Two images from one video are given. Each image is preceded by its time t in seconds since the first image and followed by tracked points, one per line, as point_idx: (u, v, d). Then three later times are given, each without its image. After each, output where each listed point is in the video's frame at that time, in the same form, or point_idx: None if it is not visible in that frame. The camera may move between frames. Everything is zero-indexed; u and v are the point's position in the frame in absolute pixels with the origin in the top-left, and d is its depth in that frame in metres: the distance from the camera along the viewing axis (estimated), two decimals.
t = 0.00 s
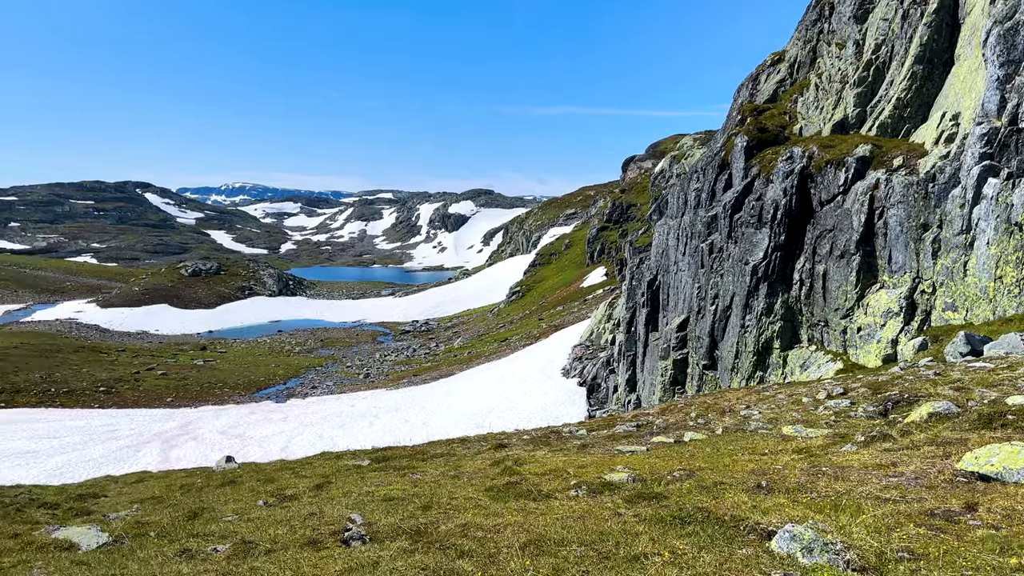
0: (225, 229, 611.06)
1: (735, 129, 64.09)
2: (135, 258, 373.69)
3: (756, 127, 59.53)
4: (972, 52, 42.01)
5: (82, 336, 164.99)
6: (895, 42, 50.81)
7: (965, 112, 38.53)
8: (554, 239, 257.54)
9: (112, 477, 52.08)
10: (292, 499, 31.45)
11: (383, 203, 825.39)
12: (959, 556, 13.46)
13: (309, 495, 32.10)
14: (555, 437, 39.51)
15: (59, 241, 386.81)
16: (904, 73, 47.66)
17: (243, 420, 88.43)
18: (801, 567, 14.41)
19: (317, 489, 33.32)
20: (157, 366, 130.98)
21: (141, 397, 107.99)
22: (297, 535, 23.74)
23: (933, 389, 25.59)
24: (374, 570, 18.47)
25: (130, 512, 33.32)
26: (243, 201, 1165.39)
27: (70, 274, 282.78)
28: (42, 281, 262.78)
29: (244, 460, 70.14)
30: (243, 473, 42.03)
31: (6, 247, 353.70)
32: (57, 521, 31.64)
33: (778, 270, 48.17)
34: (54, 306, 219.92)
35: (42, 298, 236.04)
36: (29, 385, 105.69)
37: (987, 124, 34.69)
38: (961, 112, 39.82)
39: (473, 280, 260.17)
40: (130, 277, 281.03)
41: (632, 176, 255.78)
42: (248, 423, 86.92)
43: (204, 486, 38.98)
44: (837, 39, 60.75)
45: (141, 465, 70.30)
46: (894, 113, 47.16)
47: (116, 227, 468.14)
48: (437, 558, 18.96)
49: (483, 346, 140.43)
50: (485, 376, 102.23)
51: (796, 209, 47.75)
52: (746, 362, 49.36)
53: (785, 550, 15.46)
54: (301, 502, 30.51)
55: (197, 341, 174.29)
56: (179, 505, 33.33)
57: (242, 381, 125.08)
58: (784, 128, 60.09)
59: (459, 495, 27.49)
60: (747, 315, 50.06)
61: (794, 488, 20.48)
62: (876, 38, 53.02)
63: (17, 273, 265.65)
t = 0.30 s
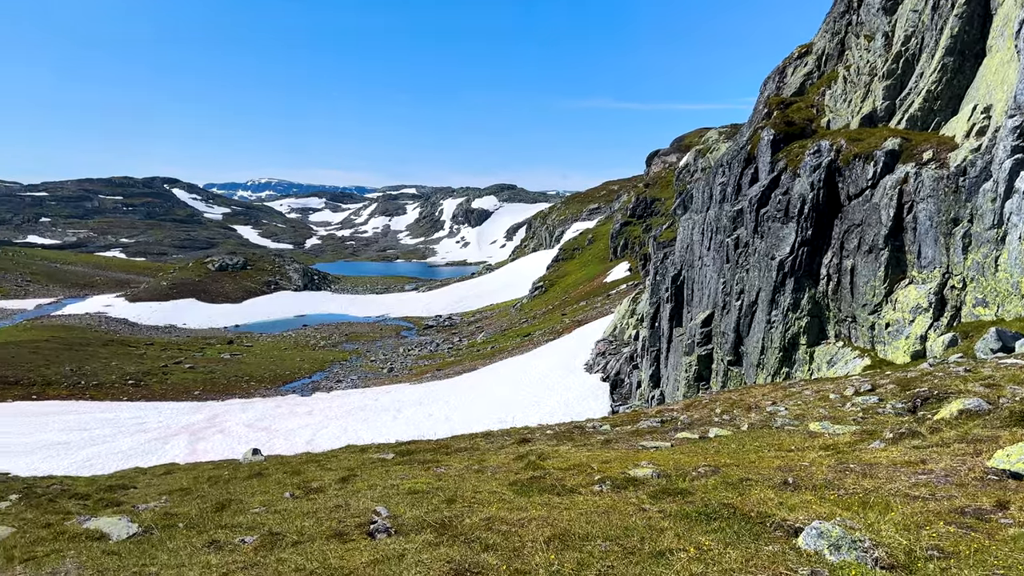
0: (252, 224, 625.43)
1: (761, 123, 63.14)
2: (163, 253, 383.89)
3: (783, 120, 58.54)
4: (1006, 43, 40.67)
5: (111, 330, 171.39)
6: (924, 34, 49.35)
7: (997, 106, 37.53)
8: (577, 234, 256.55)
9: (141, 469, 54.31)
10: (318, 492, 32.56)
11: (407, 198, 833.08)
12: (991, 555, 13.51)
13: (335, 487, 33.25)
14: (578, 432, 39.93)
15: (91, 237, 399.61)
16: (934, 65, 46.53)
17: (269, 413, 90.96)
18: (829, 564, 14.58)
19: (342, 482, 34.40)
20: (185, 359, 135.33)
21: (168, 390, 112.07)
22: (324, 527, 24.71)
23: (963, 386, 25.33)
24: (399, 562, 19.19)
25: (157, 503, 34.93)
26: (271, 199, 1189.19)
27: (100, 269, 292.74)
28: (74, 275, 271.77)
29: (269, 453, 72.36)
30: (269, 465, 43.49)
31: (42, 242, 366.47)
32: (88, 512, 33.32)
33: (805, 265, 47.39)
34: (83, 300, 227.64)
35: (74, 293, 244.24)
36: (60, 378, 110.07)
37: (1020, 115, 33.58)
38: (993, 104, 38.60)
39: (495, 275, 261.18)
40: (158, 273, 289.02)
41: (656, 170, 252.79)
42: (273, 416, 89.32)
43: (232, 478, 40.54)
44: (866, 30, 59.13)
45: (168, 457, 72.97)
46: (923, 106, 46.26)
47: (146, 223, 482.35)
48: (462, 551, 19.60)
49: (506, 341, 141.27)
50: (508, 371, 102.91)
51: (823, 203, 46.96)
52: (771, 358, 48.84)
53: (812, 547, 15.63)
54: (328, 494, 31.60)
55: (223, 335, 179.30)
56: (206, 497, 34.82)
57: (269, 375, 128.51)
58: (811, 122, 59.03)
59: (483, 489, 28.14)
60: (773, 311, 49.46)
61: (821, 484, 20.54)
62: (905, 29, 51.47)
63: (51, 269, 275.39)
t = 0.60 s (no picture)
0: (278, 219, 638.38)
1: (788, 117, 62.12)
2: (191, 249, 394.03)
3: (810, 113, 57.46)
4: None
5: (141, 324, 177.65)
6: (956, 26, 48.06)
7: None
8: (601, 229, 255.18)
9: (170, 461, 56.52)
10: (344, 485, 33.70)
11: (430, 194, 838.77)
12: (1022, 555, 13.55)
13: (361, 480, 34.37)
14: (602, 427, 40.28)
15: (121, 232, 411.34)
16: (966, 57, 45.43)
17: (296, 406, 93.40)
18: (856, 562, 14.75)
19: (368, 475, 35.50)
20: (213, 353, 139.46)
21: (196, 383, 116.03)
22: (349, 520, 25.69)
23: (995, 384, 25.02)
24: (424, 555, 19.96)
25: (185, 495, 36.55)
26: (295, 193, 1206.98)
27: (129, 265, 302.46)
28: (103, 271, 280.08)
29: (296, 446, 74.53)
30: (295, 458, 44.98)
31: (76, 238, 379.34)
32: (119, 503, 35.07)
33: (833, 261, 46.66)
34: (112, 294, 235.08)
35: (106, 288, 252.44)
36: (90, 371, 114.48)
37: None
38: None
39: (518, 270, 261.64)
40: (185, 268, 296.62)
41: (682, 165, 249.33)
42: (299, 410, 91.70)
43: (259, 470, 42.08)
44: (896, 22, 57.61)
45: (196, 450, 75.69)
46: (954, 99, 45.17)
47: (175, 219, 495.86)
48: (486, 545, 20.25)
49: (530, 337, 141.88)
50: (531, 366, 103.48)
51: (851, 198, 46.14)
52: (798, 354, 48.30)
53: (840, 545, 15.80)
54: (354, 487, 32.69)
55: (249, 329, 184.19)
56: (234, 489, 36.32)
57: (295, 368, 131.80)
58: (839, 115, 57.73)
59: (507, 483, 28.80)
60: (800, 307, 48.78)
61: (849, 482, 20.57)
62: (936, 21, 50.16)
63: (83, 264, 284.64)
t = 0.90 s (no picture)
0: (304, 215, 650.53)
1: (816, 110, 61.00)
2: (219, 245, 404.14)
3: (839, 107, 56.27)
4: None
5: (169, 318, 183.82)
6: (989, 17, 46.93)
7: None
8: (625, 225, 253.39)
9: (198, 453, 58.84)
10: (369, 478, 34.87)
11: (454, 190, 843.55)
12: None
13: (386, 473, 35.55)
14: (626, 424, 40.64)
15: (151, 229, 423.03)
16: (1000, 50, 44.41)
17: (322, 400, 95.84)
18: (885, 561, 14.94)
19: (393, 469, 36.63)
20: (240, 347, 143.56)
21: (223, 377, 119.89)
22: (375, 513, 26.70)
23: None
24: (449, 549, 20.76)
25: (213, 487, 38.27)
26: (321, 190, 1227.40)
27: (158, 260, 311.96)
28: (133, 266, 289.67)
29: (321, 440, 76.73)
30: (321, 452, 46.52)
31: (107, 233, 392.17)
32: (148, 494, 36.93)
33: (861, 257, 45.82)
34: (142, 289, 242.79)
35: (136, 283, 260.82)
36: (119, 364, 119.06)
37: None
38: None
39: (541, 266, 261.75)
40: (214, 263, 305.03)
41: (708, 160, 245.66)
42: (325, 404, 94.02)
43: (285, 463, 43.71)
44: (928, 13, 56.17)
45: (224, 443, 78.62)
46: (987, 92, 44.14)
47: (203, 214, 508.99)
48: (511, 540, 20.93)
49: (553, 332, 142.23)
50: (554, 362, 103.88)
51: (880, 193, 45.22)
52: (825, 351, 47.60)
53: (867, 543, 15.97)
54: (379, 481, 33.84)
55: (276, 324, 189.06)
56: (261, 481, 37.91)
57: (320, 363, 135.01)
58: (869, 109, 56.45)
59: (532, 478, 29.47)
60: (827, 303, 47.99)
61: (877, 480, 20.60)
62: (969, 12, 48.99)
63: (114, 260, 293.50)
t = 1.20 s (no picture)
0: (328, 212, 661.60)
1: (845, 104, 59.96)
2: (247, 242, 414.39)
3: (868, 100, 55.23)
4: None
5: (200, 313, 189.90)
6: None
7: None
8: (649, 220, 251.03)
9: (228, 445, 61.24)
10: (395, 472, 36.01)
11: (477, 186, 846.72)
12: None
13: (412, 467, 36.67)
14: (650, 420, 40.92)
15: (182, 227, 435.47)
16: None
17: (348, 395, 98.10)
18: (916, 560, 15.12)
19: (419, 463, 37.71)
20: (268, 343, 147.49)
21: (250, 371, 123.47)
22: (401, 506, 27.72)
23: None
24: (475, 543, 21.57)
25: (241, 480, 39.99)
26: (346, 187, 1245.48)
27: (187, 256, 321.23)
28: (164, 262, 298.95)
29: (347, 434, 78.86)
30: (348, 446, 47.98)
31: (138, 230, 405.06)
32: (177, 486, 38.78)
33: (890, 253, 45.02)
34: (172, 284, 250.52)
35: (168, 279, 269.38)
36: (150, 359, 123.56)
37: None
38: None
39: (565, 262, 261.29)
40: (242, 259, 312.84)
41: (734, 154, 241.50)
42: (350, 398, 96.21)
43: (312, 457, 45.32)
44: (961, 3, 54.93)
45: (251, 437, 81.44)
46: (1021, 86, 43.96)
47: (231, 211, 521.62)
48: (537, 535, 21.62)
49: (577, 328, 142.34)
50: (577, 359, 104.11)
51: (911, 188, 44.33)
52: (853, 348, 46.89)
53: (898, 542, 16.17)
54: (405, 475, 34.97)
55: (302, 319, 193.72)
56: (289, 474, 39.42)
57: (345, 357, 137.92)
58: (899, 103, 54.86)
59: (556, 474, 30.11)
60: (855, 300, 47.21)
61: (907, 478, 20.64)
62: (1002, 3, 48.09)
63: (145, 256, 303.27)
